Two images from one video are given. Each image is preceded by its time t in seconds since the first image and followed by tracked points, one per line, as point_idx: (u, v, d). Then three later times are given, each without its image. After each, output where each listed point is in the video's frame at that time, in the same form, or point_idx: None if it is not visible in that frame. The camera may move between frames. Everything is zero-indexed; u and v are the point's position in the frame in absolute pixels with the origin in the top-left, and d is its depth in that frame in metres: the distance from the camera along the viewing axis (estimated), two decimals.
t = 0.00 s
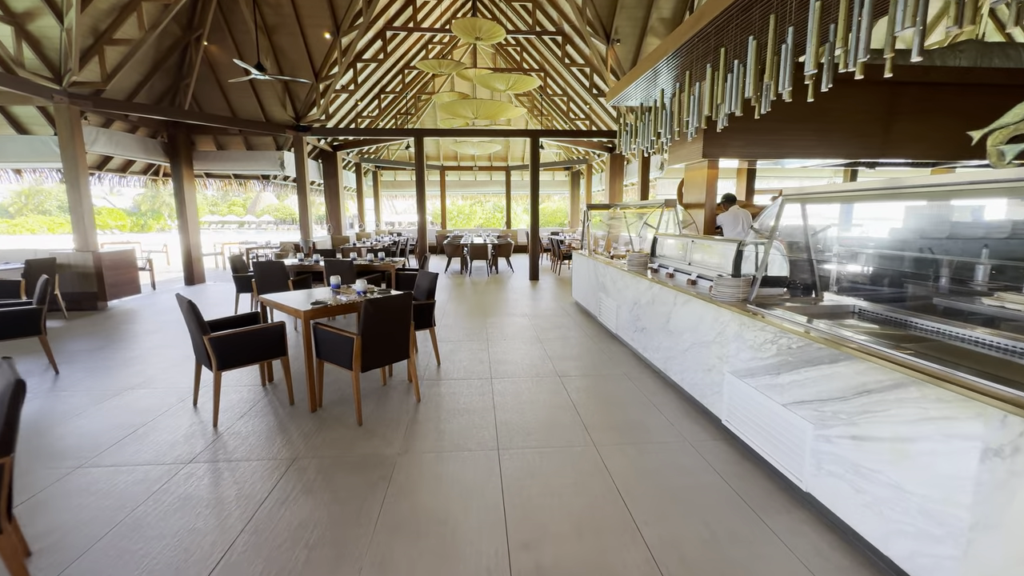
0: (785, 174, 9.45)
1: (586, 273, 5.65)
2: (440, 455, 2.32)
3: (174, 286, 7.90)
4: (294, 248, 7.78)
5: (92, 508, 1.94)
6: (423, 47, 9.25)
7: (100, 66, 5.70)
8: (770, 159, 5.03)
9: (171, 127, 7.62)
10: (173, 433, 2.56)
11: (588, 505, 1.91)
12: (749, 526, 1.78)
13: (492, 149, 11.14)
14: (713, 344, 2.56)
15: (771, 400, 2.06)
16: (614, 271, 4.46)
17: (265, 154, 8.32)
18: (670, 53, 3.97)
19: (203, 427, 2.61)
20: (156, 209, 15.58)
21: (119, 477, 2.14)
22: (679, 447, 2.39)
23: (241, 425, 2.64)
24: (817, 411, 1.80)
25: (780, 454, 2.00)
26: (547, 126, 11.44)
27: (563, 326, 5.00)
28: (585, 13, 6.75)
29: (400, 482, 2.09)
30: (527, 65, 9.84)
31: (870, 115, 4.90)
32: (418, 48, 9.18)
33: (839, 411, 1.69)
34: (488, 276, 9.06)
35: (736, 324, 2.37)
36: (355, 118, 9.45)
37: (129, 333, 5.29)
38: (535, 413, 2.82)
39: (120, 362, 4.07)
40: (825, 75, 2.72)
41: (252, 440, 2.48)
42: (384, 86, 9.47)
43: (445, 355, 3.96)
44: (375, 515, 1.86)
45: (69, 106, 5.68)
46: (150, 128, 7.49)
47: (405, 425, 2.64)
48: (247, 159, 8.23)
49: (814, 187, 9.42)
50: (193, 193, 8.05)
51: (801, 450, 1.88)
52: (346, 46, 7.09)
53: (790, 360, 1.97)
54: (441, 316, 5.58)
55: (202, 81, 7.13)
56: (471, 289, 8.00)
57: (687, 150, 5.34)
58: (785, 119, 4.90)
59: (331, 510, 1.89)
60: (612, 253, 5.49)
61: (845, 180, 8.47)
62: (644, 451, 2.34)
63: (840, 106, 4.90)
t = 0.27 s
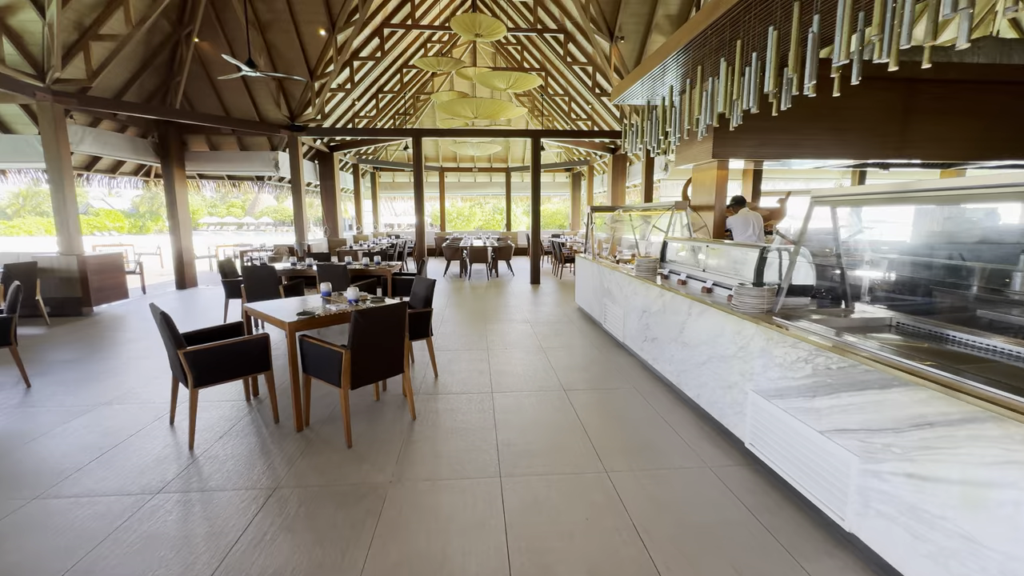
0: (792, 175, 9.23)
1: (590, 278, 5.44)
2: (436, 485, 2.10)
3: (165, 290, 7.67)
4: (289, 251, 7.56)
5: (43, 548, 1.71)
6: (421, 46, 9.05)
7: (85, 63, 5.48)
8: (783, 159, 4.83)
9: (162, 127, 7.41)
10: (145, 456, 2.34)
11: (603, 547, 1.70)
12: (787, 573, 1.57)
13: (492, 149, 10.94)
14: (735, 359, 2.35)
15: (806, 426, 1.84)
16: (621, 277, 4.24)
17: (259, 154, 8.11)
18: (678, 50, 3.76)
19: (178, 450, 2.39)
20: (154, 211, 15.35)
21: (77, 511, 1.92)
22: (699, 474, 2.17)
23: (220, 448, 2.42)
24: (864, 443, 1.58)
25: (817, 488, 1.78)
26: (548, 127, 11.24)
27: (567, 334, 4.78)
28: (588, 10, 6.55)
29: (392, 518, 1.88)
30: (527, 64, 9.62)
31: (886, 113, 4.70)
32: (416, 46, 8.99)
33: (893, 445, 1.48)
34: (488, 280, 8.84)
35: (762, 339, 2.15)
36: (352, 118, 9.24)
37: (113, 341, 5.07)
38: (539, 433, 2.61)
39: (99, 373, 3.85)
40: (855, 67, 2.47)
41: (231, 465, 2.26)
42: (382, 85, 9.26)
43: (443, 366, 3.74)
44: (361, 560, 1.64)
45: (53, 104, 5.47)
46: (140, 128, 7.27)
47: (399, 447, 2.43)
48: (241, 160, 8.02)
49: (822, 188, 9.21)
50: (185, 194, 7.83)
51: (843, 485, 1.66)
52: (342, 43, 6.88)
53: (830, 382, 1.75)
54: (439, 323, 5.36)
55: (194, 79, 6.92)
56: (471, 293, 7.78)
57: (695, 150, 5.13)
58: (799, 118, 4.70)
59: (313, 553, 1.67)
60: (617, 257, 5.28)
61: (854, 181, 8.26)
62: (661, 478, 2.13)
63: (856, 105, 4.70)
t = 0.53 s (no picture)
0: (797, 176, 9.03)
1: (593, 281, 5.22)
2: (429, 518, 1.87)
3: (154, 293, 7.44)
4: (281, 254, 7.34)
5: None
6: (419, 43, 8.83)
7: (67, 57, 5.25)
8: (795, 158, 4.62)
9: (151, 125, 7.17)
10: (108, 482, 2.12)
11: None
12: None
13: (491, 150, 10.73)
14: (758, 375, 2.14)
15: (848, 456, 1.63)
16: (627, 282, 4.02)
17: (251, 154, 7.88)
18: (682, 46, 3.56)
19: (145, 476, 2.17)
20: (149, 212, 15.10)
21: (22, 550, 1.69)
22: (722, 504, 1.96)
23: (192, 472, 2.20)
24: (923, 481, 1.36)
25: (863, 527, 1.57)
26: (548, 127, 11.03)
27: (570, 341, 4.57)
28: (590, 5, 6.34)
29: (377, 559, 1.65)
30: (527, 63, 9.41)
31: (903, 111, 4.50)
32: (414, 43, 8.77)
33: (961, 486, 1.26)
34: (487, 283, 8.62)
35: (793, 354, 1.94)
36: (348, 117, 9.01)
37: (94, 347, 4.83)
38: (543, 453, 2.39)
39: (73, 383, 3.61)
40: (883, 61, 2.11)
41: (202, 494, 2.04)
42: (378, 83, 9.05)
43: (439, 377, 3.52)
44: None
45: (33, 100, 5.24)
46: (128, 126, 7.04)
47: (389, 472, 2.21)
48: (233, 159, 7.80)
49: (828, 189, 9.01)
50: (175, 195, 7.61)
51: (895, 527, 1.45)
52: (336, 39, 6.66)
53: (878, 408, 1.53)
54: (436, 329, 5.14)
55: (183, 76, 6.70)
56: (469, 297, 7.56)
57: (703, 149, 4.92)
58: (812, 115, 4.49)
59: None
60: (621, 260, 5.06)
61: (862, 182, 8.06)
62: (679, 509, 1.92)
63: (871, 101, 4.49)
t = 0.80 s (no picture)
0: (802, 177, 8.83)
1: (596, 286, 5.00)
2: (419, 561, 1.64)
3: (140, 297, 7.19)
4: (272, 257, 7.09)
5: None
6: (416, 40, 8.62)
7: (45, 50, 5.01)
8: (808, 158, 4.41)
9: (137, 123, 6.93)
10: (57, 517, 1.88)
11: None
12: None
13: (489, 150, 10.51)
14: (787, 396, 1.91)
15: (903, 495, 1.40)
16: (633, 287, 3.79)
17: (242, 153, 7.64)
18: (692, 38, 3.33)
19: (101, 509, 1.93)
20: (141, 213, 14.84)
21: None
22: (750, 542, 1.73)
23: (154, 504, 1.96)
24: (1005, 534, 1.14)
25: None
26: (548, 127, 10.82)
27: (572, 349, 4.34)
28: None
29: None
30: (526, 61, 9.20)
31: (920, 108, 4.29)
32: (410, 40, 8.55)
33: None
34: (485, 286, 8.39)
35: (831, 372, 1.70)
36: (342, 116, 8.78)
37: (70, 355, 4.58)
38: (545, 478, 2.17)
39: (42, 396, 3.37)
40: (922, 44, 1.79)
41: (162, 531, 1.80)
42: (374, 82, 8.82)
43: (433, 389, 3.29)
44: None
45: (9, 95, 4.99)
46: (113, 124, 6.80)
47: (375, 503, 1.98)
48: (222, 159, 7.55)
49: (834, 190, 8.81)
50: (163, 195, 7.36)
51: None
52: (329, 34, 6.43)
53: (947, 443, 1.29)
54: (432, 336, 4.91)
55: (170, 72, 6.46)
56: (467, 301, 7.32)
57: (711, 148, 4.71)
58: (826, 112, 4.27)
59: None
60: (626, 264, 4.84)
61: (870, 184, 7.85)
62: (702, 549, 1.69)
63: (890, 98, 4.27)
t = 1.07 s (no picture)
0: (808, 176, 8.63)
1: (599, 290, 4.78)
2: None
3: (126, 301, 6.95)
4: (263, 259, 6.85)
5: None
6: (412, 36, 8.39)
7: (21, 43, 4.77)
8: (822, 156, 4.20)
9: (122, 120, 6.69)
10: None
11: None
12: None
13: (487, 150, 10.29)
14: (823, 420, 1.70)
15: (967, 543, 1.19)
16: (640, 292, 3.57)
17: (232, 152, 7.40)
18: (703, 28, 3.11)
19: (47, 548, 1.71)
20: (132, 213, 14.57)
21: None
22: None
23: (109, 542, 1.74)
24: None
25: None
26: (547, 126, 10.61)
27: (574, 357, 4.12)
28: None
29: None
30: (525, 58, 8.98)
31: (940, 104, 4.09)
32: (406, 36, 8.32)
33: None
34: (483, 289, 8.17)
35: (879, 396, 1.49)
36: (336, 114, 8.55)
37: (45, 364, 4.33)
38: (549, 508, 1.95)
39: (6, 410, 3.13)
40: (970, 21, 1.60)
41: None
42: (369, 79, 8.59)
43: (426, 402, 3.06)
44: None
45: None
46: (96, 121, 6.55)
47: (358, 540, 1.75)
48: (212, 158, 7.32)
49: (840, 190, 8.61)
50: (150, 195, 7.13)
51: None
52: (321, 29, 6.20)
53: None
54: (427, 342, 4.69)
55: (156, 67, 6.22)
56: (464, 304, 7.10)
57: (719, 146, 4.48)
58: (841, 108, 4.07)
59: None
60: (630, 267, 4.62)
61: (878, 184, 7.66)
62: None
63: (908, 93, 4.07)
